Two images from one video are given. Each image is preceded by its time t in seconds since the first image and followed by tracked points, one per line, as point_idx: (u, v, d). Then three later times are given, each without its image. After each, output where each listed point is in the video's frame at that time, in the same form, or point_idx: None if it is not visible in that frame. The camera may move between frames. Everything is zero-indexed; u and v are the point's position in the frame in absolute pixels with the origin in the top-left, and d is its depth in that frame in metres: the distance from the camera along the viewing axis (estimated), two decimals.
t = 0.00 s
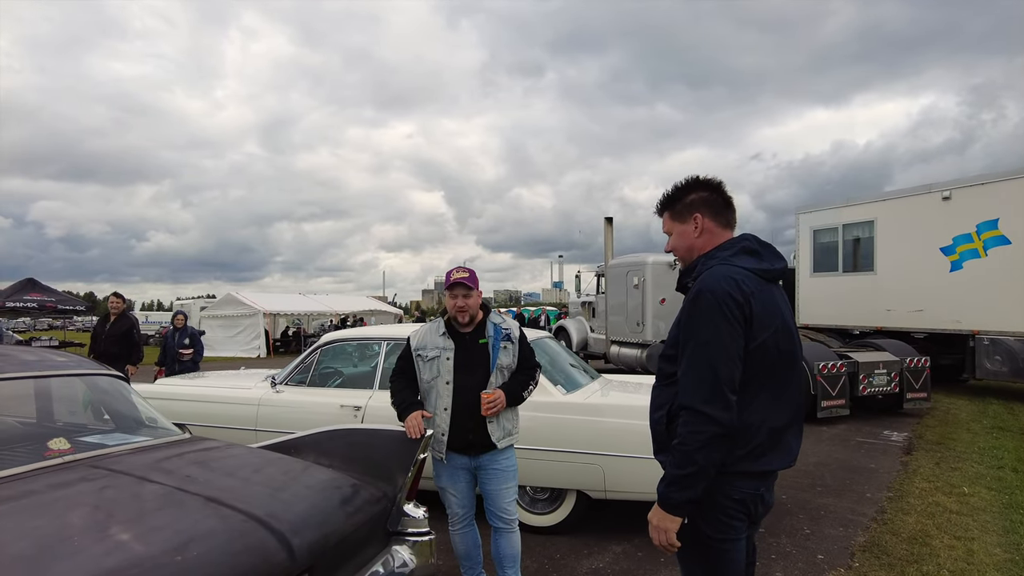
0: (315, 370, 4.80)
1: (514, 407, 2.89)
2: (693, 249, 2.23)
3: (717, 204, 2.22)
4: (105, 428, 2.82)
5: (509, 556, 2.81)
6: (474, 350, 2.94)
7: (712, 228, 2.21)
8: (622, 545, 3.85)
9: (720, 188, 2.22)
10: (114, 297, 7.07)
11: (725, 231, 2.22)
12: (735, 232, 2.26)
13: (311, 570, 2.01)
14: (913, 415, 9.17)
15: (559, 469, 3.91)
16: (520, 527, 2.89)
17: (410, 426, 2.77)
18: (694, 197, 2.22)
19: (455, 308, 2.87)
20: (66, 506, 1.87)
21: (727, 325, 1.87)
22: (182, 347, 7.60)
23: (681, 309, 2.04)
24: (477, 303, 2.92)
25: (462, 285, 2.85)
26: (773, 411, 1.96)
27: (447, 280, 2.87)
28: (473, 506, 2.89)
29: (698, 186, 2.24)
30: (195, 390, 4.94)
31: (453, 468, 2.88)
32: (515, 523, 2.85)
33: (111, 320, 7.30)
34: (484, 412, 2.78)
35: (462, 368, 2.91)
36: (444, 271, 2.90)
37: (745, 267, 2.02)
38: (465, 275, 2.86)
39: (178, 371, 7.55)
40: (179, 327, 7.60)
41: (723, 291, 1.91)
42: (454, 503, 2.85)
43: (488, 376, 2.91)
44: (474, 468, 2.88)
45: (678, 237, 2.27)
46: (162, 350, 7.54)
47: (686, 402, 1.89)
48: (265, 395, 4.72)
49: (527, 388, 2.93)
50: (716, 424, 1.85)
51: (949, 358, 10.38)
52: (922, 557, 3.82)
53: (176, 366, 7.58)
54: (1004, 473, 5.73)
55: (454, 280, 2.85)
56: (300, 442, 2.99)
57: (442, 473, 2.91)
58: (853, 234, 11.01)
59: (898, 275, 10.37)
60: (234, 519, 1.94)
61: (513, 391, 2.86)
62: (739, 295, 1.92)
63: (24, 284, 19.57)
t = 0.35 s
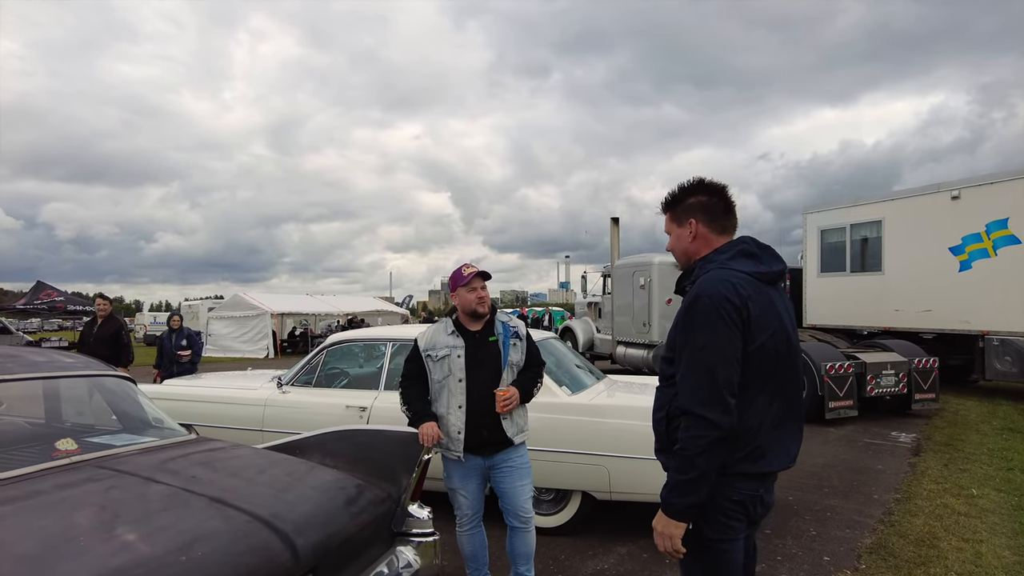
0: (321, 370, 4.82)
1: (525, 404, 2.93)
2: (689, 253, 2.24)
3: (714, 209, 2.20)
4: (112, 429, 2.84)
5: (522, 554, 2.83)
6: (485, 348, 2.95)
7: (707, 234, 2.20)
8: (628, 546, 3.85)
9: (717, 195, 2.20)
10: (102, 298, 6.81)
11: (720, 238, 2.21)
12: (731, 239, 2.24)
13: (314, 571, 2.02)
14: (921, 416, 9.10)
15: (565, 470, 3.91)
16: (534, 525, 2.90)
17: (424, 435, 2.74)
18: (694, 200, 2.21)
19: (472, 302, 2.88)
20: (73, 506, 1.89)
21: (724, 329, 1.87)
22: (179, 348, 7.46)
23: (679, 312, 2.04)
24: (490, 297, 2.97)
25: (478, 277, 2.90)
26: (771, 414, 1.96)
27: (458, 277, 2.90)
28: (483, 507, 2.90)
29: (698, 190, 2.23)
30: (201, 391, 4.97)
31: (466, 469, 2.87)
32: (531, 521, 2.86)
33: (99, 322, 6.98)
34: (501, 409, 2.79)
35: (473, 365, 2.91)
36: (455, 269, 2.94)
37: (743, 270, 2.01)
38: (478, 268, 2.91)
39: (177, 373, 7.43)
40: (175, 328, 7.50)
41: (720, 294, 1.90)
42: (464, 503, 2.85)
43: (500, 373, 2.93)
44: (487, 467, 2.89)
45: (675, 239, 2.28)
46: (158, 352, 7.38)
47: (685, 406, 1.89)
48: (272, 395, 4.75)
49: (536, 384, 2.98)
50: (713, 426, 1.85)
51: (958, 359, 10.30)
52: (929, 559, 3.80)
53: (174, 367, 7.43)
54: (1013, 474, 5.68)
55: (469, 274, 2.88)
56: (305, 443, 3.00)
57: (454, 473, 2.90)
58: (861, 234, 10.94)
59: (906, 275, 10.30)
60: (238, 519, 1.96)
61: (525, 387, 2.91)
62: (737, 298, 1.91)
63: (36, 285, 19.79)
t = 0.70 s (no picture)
0: (322, 370, 4.83)
1: (538, 402, 2.89)
2: (686, 261, 2.23)
3: (699, 212, 2.22)
4: (113, 428, 2.85)
5: (523, 552, 2.84)
6: (498, 346, 2.96)
7: (700, 237, 2.21)
8: (629, 545, 3.84)
9: (698, 198, 2.23)
10: (83, 295, 6.67)
11: (712, 237, 2.22)
12: (723, 236, 2.26)
13: (314, 569, 2.02)
14: (925, 415, 9.07)
15: (566, 469, 3.91)
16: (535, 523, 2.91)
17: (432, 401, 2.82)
18: (674, 211, 2.23)
19: (482, 305, 2.91)
20: (73, 504, 1.90)
21: (725, 328, 1.87)
22: (168, 348, 7.41)
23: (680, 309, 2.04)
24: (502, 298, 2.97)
25: (485, 279, 2.90)
26: (771, 414, 1.95)
27: (468, 280, 2.92)
28: (487, 509, 2.89)
29: (678, 200, 2.26)
30: (203, 390, 4.98)
31: (475, 467, 2.87)
32: (530, 522, 2.86)
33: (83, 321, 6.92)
34: (510, 406, 2.77)
35: (484, 363, 2.92)
36: (464, 272, 2.96)
37: (745, 269, 2.01)
38: (487, 270, 2.91)
39: (167, 373, 7.40)
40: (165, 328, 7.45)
41: (723, 293, 1.90)
42: (468, 502, 2.85)
43: (512, 370, 2.93)
44: (495, 467, 2.89)
45: (668, 252, 2.27)
46: (147, 351, 7.36)
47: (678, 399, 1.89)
48: (273, 395, 4.76)
49: (551, 383, 2.93)
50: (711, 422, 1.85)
51: (962, 358, 10.27)
52: (931, 558, 3.79)
53: (164, 367, 7.40)
54: (1017, 474, 5.66)
55: (476, 277, 2.89)
56: (305, 441, 3.00)
57: (461, 470, 2.90)
58: (864, 233, 10.91)
59: (910, 274, 10.26)
60: (237, 517, 1.96)
61: (538, 386, 2.87)
62: (739, 297, 1.91)
63: (41, 285, 19.89)
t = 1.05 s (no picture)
0: (322, 369, 4.84)
1: (554, 406, 2.91)
2: (678, 257, 2.25)
3: (698, 212, 2.21)
4: (112, 426, 2.87)
5: (522, 550, 2.84)
6: (515, 347, 2.96)
7: (694, 236, 2.21)
8: (627, 544, 3.84)
9: (699, 198, 2.22)
10: (64, 295, 6.45)
11: (707, 239, 2.21)
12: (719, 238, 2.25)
13: (310, 565, 2.03)
14: (925, 415, 9.07)
15: (565, 468, 3.91)
16: (537, 520, 2.92)
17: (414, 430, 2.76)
18: (675, 209, 2.22)
19: (506, 301, 2.90)
20: (70, 501, 1.91)
21: (715, 320, 1.89)
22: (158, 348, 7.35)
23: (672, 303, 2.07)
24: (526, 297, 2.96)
25: (514, 277, 2.88)
26: (764, 408, 1.96)
27: (496, 275, 2.90)
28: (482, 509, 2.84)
29: (682, 196, 2.25)
30: (203, 389, 4.99)
31: (483, 463, 2.84)
32: (535, 518, 2.88)
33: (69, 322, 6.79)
34: (527, 411, 2.77)
35: (501, 365, 2.92)
36: (494, 266, 2.93)
37: (736, 265, 2.02)
38: (517, 268, 2.89)
39: (158, 373, 7.34)
40: (155, 328, 7.43)
41: (712, 287, 1.92)
42: (469, 500, 2.79)
43: (530, 373, 2.94)
44: (506, 467, 2.88)
45: (662, 247, 2.29)
46: (138, 351, 7.35)
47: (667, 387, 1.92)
48: (272, 394, 4.76)
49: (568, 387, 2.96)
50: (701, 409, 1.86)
51: (963, 358, 10.27)
52: (930, 557, 3.79)
53: (155, 368, 7.35)
54: (1016, 473, 5.65)
55: (507, 273, 2.87)
56: (303, 440, 3.01)
57: (466, 465, 2.86)
58: (865, 233, 10.91)
59: (910, 274, 10.25)
60: (233, 514, 1.97)
61: (555, 390, 2.89)
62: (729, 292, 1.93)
63: (42, 285, 19.93)
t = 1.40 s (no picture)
0: (321, 368, 4.85)
1: (554, 404, 2.93)
2: (679, 255, 2.26)
3: (705, 216, 2.23)
4: (110, 424, 2.88)
5: (521, 549, 2.85)
6: (515, 347, 2.96)
7: (698, 239, 2.23)
8: (625, 544, 3.85)
9: (709, 202, 2.23)
10: (49, 293, 6.36)
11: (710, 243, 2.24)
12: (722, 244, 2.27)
13: (306, 563, 2.04)
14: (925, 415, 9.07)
15: (563, 467, 3.91)
16: (535, 520, 2.93)
17: (408, 429, 2.77)
18: (684, 211, 2.23)
19: (505, 301, 2.90)
20: (66, 499, 1.92)
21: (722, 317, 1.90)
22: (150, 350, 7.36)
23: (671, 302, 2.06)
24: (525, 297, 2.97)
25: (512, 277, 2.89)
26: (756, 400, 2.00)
27: (494, 276, 2.90)
28: (487, 512, 2.83)
29: (691, 199, 2.25)
30: (202, 389, 5.00)
31: (486, 465, 2.83)
32: (533, 518, 2.89)
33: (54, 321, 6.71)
34: (529, 410, 2.81)
35: (501, 364, 2.92)
36: (489, 268, 2.93)
37: (729, 266, 2.04)
38: (513, 268, 2.91)
39: (148, 374, 7.32)
40: (148, 329, 7.44)
41: (711, 285, 1.94)
42: (473, 501, 2.78)
43: (529, 373, 2.95)
44: (508, 467, 2.88)
45: (666, 244, 2.30)
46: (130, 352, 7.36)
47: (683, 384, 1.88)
48: (271, 393, 4.77)
49: (566, 385, 2.99)
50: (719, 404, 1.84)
51: (963, 357, 10.26)
52: (927, 557, 3.79)
53: (146, 368, 7.34)
54: (1015, 473, 5.65)
55: (504, 273, 2.87)
56: (301, 439, 3.02)
57: (469, 467, 2.84)
58: (865, 232, 10.90)
59: (910, 273, 10.25)
60: (229, 513, 1.98)
61: (554, 388, 2.92)
62: (725, 287, 1.94)
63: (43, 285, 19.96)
